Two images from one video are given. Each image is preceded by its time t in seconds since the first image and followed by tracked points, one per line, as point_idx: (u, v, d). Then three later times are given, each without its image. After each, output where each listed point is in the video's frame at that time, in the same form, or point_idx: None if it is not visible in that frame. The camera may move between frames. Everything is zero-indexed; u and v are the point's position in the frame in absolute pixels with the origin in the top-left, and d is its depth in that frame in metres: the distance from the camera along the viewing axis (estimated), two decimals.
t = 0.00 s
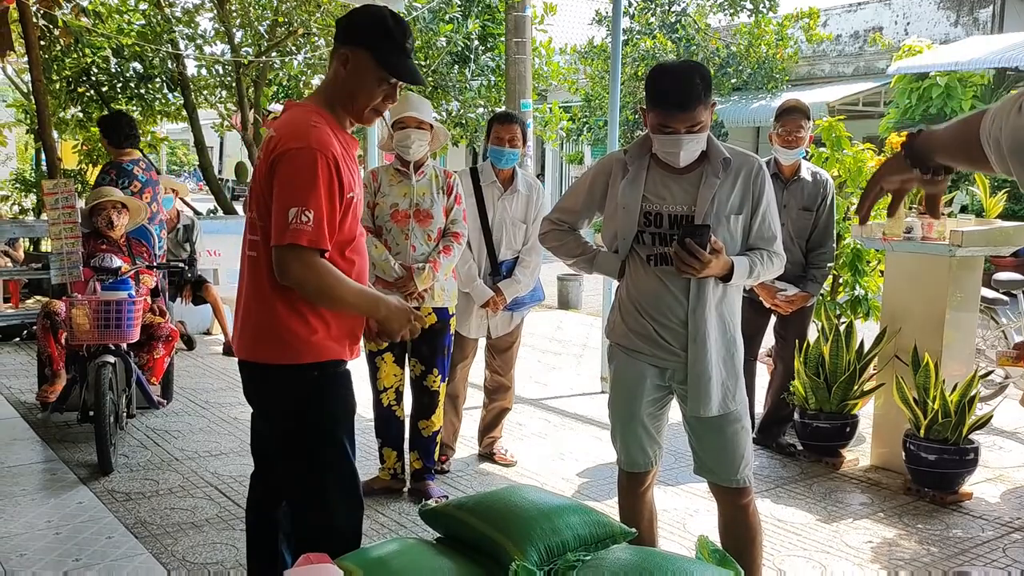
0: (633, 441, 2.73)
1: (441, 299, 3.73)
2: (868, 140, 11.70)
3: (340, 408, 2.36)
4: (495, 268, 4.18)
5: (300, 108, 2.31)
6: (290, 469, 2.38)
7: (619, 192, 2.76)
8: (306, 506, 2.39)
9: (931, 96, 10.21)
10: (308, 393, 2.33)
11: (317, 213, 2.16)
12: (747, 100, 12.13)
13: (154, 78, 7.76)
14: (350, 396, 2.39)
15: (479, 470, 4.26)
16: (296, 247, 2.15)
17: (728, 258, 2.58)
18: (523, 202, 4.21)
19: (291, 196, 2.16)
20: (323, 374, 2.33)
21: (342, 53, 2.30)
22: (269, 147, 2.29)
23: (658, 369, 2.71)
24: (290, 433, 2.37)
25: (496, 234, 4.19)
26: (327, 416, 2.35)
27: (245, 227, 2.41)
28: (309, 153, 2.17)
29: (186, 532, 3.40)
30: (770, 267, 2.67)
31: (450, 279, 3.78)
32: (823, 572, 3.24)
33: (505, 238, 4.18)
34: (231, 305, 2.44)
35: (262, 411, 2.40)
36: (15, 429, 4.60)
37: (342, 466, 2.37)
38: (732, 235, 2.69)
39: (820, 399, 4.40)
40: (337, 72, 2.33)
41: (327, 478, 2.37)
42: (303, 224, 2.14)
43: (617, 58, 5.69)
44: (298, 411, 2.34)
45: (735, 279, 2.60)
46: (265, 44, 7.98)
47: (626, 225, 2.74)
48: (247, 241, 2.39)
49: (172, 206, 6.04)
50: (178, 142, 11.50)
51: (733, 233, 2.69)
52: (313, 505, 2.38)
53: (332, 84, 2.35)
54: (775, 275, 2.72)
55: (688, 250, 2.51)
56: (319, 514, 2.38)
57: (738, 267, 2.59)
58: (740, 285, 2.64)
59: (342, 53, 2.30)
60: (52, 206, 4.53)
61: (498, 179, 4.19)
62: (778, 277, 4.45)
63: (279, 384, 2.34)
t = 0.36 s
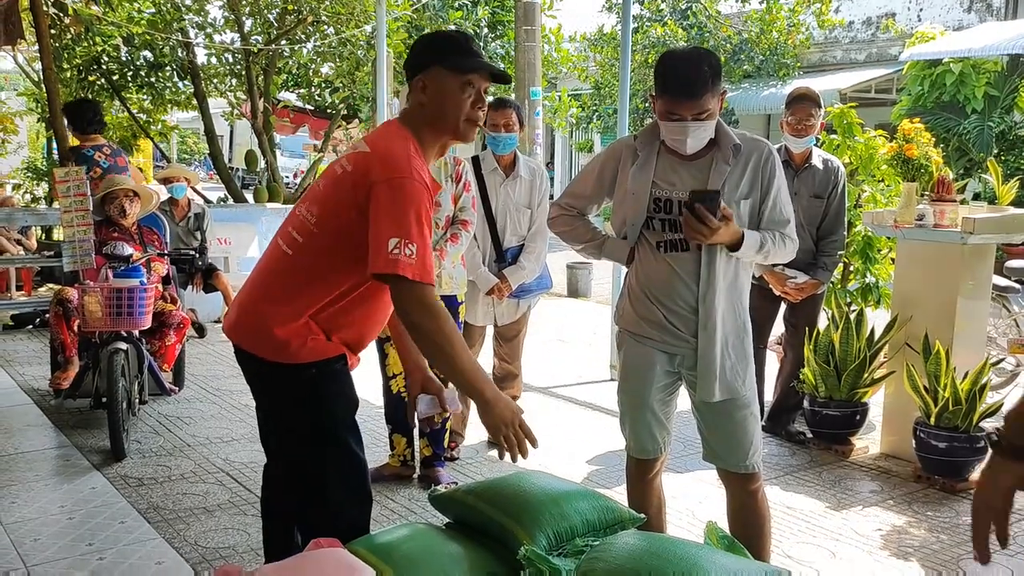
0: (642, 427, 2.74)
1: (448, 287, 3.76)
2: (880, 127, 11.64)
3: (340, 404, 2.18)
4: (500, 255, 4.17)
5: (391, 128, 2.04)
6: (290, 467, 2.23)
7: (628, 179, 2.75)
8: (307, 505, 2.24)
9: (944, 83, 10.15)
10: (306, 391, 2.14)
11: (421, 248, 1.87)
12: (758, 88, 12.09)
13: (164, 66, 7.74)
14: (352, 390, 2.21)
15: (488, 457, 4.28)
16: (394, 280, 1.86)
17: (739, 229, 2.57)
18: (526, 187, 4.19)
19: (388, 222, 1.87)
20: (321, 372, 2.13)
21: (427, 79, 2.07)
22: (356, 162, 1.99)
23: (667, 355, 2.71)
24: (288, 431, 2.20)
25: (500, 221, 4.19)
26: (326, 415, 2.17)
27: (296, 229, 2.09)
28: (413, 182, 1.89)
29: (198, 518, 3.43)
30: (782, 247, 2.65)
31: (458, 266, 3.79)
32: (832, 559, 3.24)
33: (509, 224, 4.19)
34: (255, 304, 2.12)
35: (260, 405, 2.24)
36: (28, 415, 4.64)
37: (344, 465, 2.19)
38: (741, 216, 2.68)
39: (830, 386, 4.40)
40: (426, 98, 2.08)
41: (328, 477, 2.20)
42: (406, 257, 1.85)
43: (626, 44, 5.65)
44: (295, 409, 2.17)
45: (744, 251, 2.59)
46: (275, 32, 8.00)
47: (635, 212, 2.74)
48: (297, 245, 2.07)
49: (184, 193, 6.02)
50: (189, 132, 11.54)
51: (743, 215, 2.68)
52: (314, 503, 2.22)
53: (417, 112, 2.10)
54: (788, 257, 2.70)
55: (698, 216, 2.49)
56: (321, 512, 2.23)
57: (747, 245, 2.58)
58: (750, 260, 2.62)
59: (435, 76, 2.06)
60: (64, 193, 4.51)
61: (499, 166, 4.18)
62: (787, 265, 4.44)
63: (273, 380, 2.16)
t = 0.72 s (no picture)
0: (642, 414, 2.73)
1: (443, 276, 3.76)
2: (880, 115, 11.62)
3: (332, 395, 2.16)
4: (489, 243, 4.13)
5: (433, 151, 1.95)
6: (281, 461, 2.20)
7: (630, 165, 2.72)
8: (303, 493, 2.22)
9: (944, 71, 10.13)
10: (297, 382, 2.12)
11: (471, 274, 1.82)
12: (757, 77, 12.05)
13: (162, 54, 7.72)
14: (342, 378, 2.19)
15: (486, 445, 4.28)
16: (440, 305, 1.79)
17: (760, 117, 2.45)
18: (516, 174, 4.15)
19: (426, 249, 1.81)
20: (310, 364, 2.11)
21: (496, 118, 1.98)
22: (394, 177, 1.90)
23: (668, 342, 2.71)
24: (282, 422, 2.17)
25: (488, 208, 4.14)
26: (319, 407, 2.15)
27: (311, 224, 2.02)
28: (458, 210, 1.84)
29: (196, 505, 3.43)
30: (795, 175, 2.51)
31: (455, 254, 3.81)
32: (829, 546, 3.25)
33: (498, 212, 4.14)
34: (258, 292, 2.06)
35: (248, 398, 2.20)
36: (26, 403, 4.65)
37: (338, 457, 2.19)
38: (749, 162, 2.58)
39: (829, 374, 4.41)
40: (486, 140, 2.01)
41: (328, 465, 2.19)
42: (458, 284, 1.79)
43: (626, 31, 5.62)
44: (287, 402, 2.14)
45: (761, 139, 2.43)
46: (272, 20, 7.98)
47: (637, 198, 2.71)
48: (311, 242, 2.01)
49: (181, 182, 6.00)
50: (188, 122, 11.54)
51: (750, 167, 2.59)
52: (312, 491, 2.21)
53: (477, 150, 2.01)
54: (795, 210, 2.52)
55: (728, 82, 2.34)
56: (321, 500, 2.21)
57: (762, 146, 2.44)
58: (767, 166, 2.46)
59: (508, 125, 1.99)
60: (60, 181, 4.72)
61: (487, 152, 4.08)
62: (786, 253, 4.43)
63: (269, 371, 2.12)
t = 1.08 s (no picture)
0: (621, 407, 2.74)
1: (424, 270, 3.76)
2: (861, 111, 11.69)
3: (311, 396, 2.10)
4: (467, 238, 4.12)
5: (436, 177, 1.96)
6: (261, 458, 2.13)
7: (607, 160, 2.73)
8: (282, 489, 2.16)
9: (925, 67, 10.22)
10: (276, 384, 2.04)
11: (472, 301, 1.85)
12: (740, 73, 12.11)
13: (142, 48, 7.65)
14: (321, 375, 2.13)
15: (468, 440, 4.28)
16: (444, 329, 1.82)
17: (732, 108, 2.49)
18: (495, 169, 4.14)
19: (434, 275, 1.81)
20: (289, 364, 2.04)
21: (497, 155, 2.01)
22: (404, 201, 1.87)
23: (649, 336, 2.72)
24: (258, 419, 2.09)
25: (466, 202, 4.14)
26: (297, 408, 2.09)
27: (307, 229, 1.95)
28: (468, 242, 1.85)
29: (175, 500, 3.42)
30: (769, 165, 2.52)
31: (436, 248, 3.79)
32: (807, 537, 3.28)
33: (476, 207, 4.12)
34: (241, 290, 1.98)
35: (221, 396, 2.12)
36: (4, 399, 4.61)
37: (316, 457, 2.14)
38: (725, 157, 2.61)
39: (808, 368, 4.41)
40: (485, 176, 2.03)
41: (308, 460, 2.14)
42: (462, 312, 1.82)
43: (606, 26, 5.62)
44: (263, 405, 2.07)
45: (733, 127, 2.47)
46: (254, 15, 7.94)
47: (615, 193, 2.72)
48: (303, 248, 1.94)
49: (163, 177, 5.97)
50: (168, 116, 11.47)
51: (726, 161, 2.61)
52: (291, 486, 2.16)
53: (472, 186, 2.03)
54: (769, 202, 2.54)
55: (701, 72, 2.40)
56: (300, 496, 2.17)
57: (735, 136, 2.47)
58: (739, 157, 2.48)
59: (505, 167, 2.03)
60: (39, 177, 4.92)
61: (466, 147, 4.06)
62: (765, 248, 4.46)
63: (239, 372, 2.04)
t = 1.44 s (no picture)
0: (603, 412, 2.77)
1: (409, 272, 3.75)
2: (845, 116, 11.78)
3: (292, 402, 2.10)
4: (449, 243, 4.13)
5: (429, 205, 1.99)
6: (248, 464, 2.12)
7: (587, 166, 2.76)
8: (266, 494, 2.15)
9: (907, 73, 10.33)
10: (259, 391, 2.06)
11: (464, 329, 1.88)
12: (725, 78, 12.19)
13: (126, 52, 7.64)
14: (303, 382, 2.13)
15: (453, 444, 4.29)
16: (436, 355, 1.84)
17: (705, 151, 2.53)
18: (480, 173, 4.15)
19: (426, 302, 1.84)
20: (270, 374, 2.06)
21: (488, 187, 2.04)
22: (398, 226, 1.89)
23: (629, 341, 2.74)
24: (241, 424, 2.09)
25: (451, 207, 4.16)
26: (280, 415, 2.09)
27: (298, 246, 1.95)
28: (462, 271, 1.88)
29: (159, 506, 3.41)
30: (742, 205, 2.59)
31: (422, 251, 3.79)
32: (789, 539, 3.30)
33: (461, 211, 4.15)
34: (228, 302, 1.97)
35: (203, 399, 2.11)
36: None
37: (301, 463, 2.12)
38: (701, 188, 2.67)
39: (791, 371, 4.45)
40: (473, 208, 2.06)
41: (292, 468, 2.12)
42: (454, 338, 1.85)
43: (591, 31, 5.65)
44: (246, 410, 2.07)
45: (706, 179, 2.51)
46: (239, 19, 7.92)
47: (595, 198, 2.74)
48: (292, 264, 1.94)
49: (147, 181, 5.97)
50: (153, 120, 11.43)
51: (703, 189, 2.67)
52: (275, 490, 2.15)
53: (460, 217, 2.06)
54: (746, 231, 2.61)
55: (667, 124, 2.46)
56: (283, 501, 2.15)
57: (709, 183, 2.51)
58: (711, 201, 2.53)
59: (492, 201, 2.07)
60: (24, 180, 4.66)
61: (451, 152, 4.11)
62: (747, 251, 4.48)
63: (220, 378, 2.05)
